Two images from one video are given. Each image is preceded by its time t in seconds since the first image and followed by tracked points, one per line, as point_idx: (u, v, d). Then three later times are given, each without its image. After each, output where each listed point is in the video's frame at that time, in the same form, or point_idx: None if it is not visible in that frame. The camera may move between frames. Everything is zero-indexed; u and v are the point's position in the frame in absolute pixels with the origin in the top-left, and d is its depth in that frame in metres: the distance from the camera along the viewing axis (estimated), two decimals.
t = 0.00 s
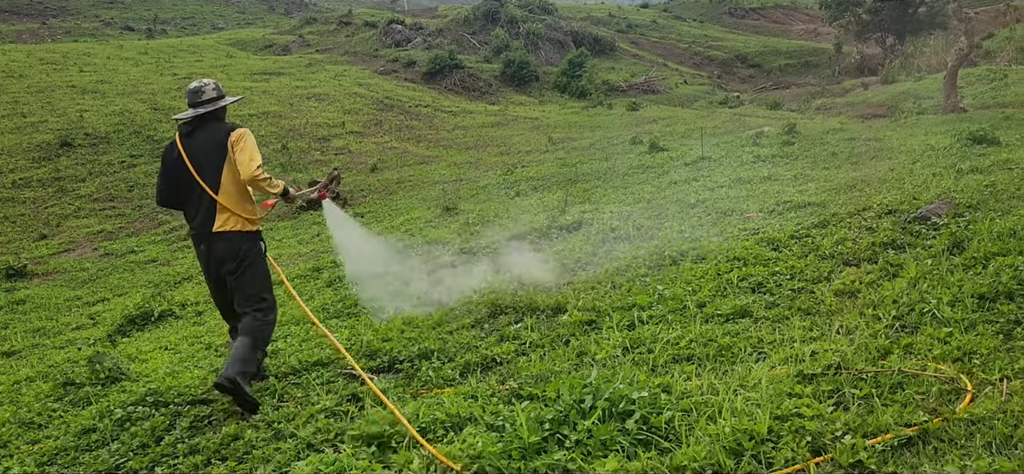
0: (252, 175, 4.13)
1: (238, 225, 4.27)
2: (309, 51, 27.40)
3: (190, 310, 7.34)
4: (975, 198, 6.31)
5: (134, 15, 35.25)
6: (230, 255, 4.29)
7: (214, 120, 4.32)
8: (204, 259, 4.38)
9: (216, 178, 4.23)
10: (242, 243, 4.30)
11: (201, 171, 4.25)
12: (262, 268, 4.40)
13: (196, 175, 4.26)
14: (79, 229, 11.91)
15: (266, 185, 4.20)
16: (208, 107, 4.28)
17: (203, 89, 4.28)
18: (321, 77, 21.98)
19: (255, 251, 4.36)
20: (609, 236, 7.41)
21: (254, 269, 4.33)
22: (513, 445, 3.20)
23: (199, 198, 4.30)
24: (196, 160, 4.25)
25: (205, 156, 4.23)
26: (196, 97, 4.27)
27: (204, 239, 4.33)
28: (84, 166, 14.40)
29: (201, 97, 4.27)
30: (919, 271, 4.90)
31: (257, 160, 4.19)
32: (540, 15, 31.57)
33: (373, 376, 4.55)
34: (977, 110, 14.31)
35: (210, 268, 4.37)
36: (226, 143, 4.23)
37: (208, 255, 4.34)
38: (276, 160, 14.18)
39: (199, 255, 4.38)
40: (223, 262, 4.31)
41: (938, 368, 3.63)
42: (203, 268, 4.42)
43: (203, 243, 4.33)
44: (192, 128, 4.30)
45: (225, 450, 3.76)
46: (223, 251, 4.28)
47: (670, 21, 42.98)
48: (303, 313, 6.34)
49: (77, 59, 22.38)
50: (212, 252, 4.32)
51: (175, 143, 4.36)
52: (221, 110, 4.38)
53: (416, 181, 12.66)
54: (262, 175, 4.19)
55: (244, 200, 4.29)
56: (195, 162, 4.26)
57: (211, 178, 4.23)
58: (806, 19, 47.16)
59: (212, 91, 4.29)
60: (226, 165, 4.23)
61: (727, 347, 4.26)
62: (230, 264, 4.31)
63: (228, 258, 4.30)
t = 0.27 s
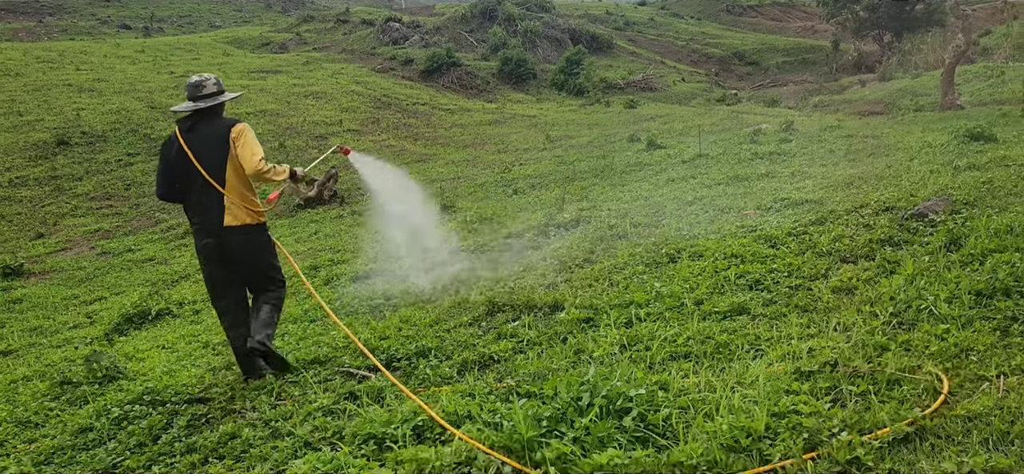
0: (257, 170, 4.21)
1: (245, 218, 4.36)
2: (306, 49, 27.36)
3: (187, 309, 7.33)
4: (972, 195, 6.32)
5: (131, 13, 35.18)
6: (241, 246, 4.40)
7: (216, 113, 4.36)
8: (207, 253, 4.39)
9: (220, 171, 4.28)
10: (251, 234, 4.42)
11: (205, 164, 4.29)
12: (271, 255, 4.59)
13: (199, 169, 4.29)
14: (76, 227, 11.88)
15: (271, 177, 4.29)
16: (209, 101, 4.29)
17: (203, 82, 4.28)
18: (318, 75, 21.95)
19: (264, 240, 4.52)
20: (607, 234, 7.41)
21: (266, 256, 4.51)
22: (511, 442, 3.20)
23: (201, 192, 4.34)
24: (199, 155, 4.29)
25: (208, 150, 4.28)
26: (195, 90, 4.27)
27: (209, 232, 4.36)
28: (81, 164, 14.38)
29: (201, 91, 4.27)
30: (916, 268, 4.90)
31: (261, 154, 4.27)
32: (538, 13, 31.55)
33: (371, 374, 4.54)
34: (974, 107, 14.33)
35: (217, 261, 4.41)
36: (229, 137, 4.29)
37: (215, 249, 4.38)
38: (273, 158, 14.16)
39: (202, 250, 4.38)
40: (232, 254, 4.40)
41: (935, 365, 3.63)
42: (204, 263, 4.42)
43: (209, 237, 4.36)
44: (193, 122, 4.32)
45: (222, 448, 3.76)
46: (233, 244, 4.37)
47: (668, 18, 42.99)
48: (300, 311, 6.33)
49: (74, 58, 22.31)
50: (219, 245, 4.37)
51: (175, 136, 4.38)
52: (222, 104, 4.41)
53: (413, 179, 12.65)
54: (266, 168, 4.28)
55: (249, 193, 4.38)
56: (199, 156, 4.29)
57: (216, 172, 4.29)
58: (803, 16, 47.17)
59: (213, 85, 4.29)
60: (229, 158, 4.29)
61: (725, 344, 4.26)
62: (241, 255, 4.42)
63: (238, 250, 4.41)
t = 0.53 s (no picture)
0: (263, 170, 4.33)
1: (253, 216, 4.49)
2: (304, 48, 27.31)
3: (185, 308, 7.33)
4: (970, 193, 6.32)
5: (128, 12, 35.09)
6: (250, 243, 4.53)
7: (223, 114, 4.46)
8: (214, 250, 4.49)
9: (228, 170, 4.39)
10: (259, 231, 4.56)
11: (213, 164, 4.39)
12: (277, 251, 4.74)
13: (207, 168, 4.39)
14: (74, 226, 11.86)
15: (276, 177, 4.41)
16: (218, 103, 4.39)
17: (211, 84, 4.37)
18: (316, 74, 21.92)
19: (271, 237, 4.66)
20: (605, 232, 7.40)
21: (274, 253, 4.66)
22: (508, 442, 3.19)
23: (209, 191, 4.44)
24: (207, 154, 4.38)
25: (216, 150, 4.38)
26: (204, 91, 4.36)
27: (217, 230, 4.46)
28: (79, 163, 14.35)
29: (210, 92, 4.36)
30: (914, 266, 4.90)
31: (267, 155, 4.41)
32: (536, 11, 31.54)
33: (369, 373, 4.53)
34: (972, 106, 14.33)
35: (225, 258, 4.51)
36: (237, 138, 4.40)
37: (223, 247, 4.48)
38: (271, 157, 14.14)
39: (210, 247, 4.47)
40: (242, 250, 4.52)
41: (932, 363, 3.64)
42: (211, 260, 4.51)
43: (217, 235, 4.46)
44: (201, 123, 4.42)
45: (220, 447, 3.75)
46: (243, 241, 4.49)
47: (666, 17, 42.99)
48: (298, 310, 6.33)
49: (71, 56, 22.26)
50: (228, 242, 4.48)
51: (181, 136, 4.46)
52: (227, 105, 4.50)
53: (411, 178, 12.64)
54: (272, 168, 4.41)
55: (255, 192, 4.51)
56: (206, 156, 4.39)
57: (225, 171, 4.40)
58: (802, 15, 47.17)
59: (222, 88, 4.39)
60: (237, 158, 4.40)
61: (724, 342, 4.26)
62: (250, 251, 4.55)
63: (248, 247, 4.54)
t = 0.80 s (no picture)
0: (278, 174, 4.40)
1: (266, 217, 4.57)
2: (304, 47, 27.31)
3: (184, 308, 7.32)
4: (970, 193, 6.32)
5: (128, 12, 35.09)
6: (263, 243, 4.61)
7: (242, 117, 4.54)
8: (227, 248, 4.57)
9: (244, 171, 4.45)
10: (272, 231, 4.63)
11: (230, 165, 4.46)
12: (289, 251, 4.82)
13: (223, 169, 4.46)
14: (73, 226, 11.86)
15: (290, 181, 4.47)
16: (239, 106, 4.48)
17: (232, 88, 4.46)
18: (316, 73, 21.92)
19: (283, 237, 4.74)
20: (605, 232, 7.40)
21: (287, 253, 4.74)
22: (507, 442, 3.19)
23: (224, 191, 4.51)
24: (224, 155, 4.46)
25: (234, 151, 4.44)
26: (226, 94, 4.46)
27: (231, 229, 4.54)
28: (79, 163, 14.35)
29: (231, 96, 4.45)
30: (914, 266, 4.91)
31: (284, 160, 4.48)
32: (536, 11, 31.54)
33: (368, 373, 4.53)
34: (972, 106, 14.33)
35: (237, 257, 4.60)
36: (254, 140, 4.46)
37: (237, 245, 4.56)
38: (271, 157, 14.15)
39: (222, 245, 4.55)
40: (255, 249, 4.60)
41: (931, 363, 3.64)
42: (224, 258, 4.59)
43: (231, 233, 4.54)
44: (220, 124, 4.49)
45: (219, 447, 3.75)
46: (256, 240, 4.57)
47: (666, 17, 43.00)
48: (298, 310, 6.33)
49: (71, 56, 22.25)
50: (240, 241, 4.56)
51: (200, 135, 4.53)
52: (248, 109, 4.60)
53: (411, 178, 12.64)
54: (287, 171, 4.48)
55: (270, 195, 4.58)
56: (224, 157, 4.46)
57: (241, 172, 4.46)
58: (801, 14, 47.17)
59: (242, 92, 4.48)
60: (253, 160, 4.47)
61: (723, 342, 4.26)
62: (263, 251, 4.63)
63: (261, 247, 4.62)
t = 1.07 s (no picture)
0: (290, 173, 4.51)
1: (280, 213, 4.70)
2: (304, 48, 27.33)
3: (184, 308, 7.32)
4: (970, 194, 6.32)
5: (128, 12, 35.11)
6: (276, 237, 4.74)
7: (269, 116, 4.74)
8: (243, 239, 4.74)
9: (263, 165, 4.64)
10: (286, 226, 4.76)
11: (251, 159, 4.67)
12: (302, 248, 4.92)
13: (244, 162, 4.66)
14: (74, 226, 11.87)
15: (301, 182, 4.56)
16: (266, 103, 4.71)
17: (263, 86, 4.71)
18: (316, 73, 21.93)
19: (297, 234, 4.85)
20: (605, 233, 7.40)
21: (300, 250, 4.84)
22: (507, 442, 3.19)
23: (243, 183, 4.70)
24: (247, 150, 4.67)
25: (257, 145, 4.66)
26: (257, 92, 4.71)
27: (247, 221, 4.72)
28: (79, 163, 14.36)
29: (261, 93, 4.70)
30: (914, 267, 4.90)
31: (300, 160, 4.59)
32: (536, 11, 31.57)
33: (369, 373, 4.53)
34: (972, 106, 14.34)
35: (251, 248, 4.75)
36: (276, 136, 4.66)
37: (251, 238, 4.72)
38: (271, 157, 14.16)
39: (238, 237, 4.73)
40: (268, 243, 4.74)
41: (932, 363, 3.64)
42: (240, 249, 4.76)
43: (247, 226, 4.71)
44: (247, 120, 4.73)
45: (220, 447, 3.75)
46: (270, 234, 4.70)
47: (666, 17, 43.04)
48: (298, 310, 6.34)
49: (71, 56, 22.24)
50: (256, 234, 4.72)
51: (231, 130, 4.78)
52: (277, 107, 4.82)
53: (411, 178, 12.65)
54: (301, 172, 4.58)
55: (285, 192, 4.71)
56: (247, 151, 4.68)
57: (259, 166, 4.65)
58: (802, 15, 47.21)
59: (272, 92, 4.70)
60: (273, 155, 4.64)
61: (723, 343, 4.26)
62: (276, 245, 4.75)
63: (274, 240, 4.75)
